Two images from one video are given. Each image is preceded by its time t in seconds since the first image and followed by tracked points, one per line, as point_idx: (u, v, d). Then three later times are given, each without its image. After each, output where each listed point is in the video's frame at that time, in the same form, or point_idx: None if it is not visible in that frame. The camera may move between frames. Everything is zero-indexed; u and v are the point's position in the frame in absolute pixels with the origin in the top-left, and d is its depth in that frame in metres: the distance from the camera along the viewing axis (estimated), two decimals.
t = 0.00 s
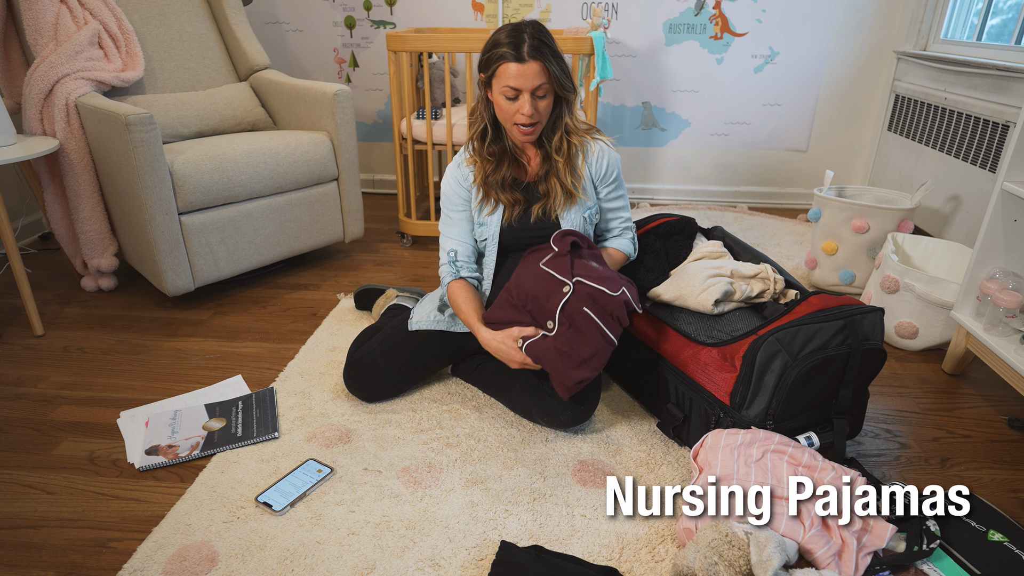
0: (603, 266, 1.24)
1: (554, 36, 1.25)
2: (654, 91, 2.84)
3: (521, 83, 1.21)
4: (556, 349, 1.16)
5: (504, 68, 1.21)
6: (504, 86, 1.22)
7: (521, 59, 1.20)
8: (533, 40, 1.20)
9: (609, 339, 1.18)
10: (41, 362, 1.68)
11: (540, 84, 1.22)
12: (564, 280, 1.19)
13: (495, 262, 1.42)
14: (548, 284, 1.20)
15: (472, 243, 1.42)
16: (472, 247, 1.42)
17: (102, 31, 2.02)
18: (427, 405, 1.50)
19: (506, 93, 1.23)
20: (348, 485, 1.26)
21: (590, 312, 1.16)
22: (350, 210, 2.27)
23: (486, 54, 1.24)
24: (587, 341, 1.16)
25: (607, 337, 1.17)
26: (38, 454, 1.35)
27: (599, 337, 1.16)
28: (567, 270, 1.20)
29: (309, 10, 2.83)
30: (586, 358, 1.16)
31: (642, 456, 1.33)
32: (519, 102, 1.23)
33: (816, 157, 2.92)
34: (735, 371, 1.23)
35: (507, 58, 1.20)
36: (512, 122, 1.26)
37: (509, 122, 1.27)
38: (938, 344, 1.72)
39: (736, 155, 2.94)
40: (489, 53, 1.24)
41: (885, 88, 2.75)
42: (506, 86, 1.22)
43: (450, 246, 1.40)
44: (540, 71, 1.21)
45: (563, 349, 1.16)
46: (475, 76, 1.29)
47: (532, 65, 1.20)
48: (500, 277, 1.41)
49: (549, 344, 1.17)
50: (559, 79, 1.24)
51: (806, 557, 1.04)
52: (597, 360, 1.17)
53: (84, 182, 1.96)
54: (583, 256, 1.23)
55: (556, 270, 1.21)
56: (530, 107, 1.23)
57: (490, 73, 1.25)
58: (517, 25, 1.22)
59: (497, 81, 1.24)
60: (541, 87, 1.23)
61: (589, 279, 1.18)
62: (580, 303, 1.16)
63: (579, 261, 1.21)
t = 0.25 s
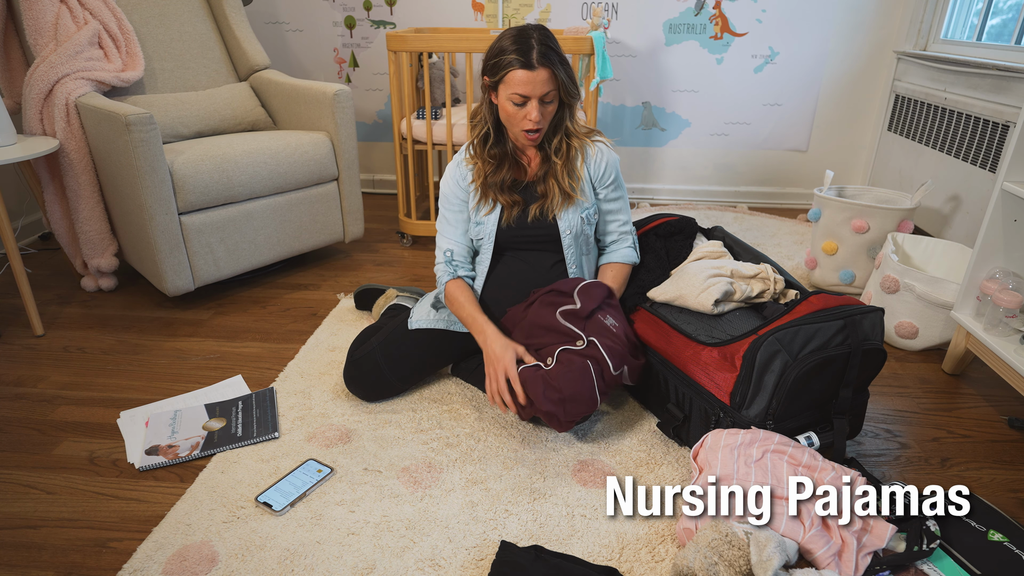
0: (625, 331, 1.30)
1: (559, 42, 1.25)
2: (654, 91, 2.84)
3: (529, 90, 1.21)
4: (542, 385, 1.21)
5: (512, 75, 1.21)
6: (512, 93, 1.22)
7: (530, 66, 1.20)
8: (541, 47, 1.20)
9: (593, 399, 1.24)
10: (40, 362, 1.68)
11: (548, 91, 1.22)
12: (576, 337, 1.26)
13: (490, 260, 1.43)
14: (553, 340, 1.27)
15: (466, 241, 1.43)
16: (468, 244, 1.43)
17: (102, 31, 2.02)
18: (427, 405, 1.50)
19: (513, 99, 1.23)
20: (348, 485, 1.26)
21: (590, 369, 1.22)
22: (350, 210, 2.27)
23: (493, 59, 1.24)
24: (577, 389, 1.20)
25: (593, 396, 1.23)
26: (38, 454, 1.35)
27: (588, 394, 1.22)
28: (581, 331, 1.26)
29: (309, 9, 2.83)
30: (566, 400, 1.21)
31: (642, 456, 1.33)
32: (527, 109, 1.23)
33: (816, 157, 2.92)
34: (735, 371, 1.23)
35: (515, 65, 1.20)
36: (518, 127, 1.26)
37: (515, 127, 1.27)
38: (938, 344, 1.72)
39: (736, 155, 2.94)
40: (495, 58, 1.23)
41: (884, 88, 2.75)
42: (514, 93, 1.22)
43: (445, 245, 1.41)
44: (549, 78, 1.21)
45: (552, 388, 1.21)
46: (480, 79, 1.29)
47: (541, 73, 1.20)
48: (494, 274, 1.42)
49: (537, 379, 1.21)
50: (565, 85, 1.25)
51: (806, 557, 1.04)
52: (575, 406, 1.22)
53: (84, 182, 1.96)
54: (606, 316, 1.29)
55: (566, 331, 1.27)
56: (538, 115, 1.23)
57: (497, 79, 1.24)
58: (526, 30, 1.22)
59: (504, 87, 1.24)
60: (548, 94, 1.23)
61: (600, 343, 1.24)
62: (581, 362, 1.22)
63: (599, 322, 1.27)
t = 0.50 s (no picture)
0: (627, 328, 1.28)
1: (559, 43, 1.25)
2: (654, 91, 2.84)
3: (531, 91, 1.21)
4: (538, 392, 1.23)
5: (514, 77, 1.21)
6: (513, 94, 1.22)
7: (532, 68, 1.20)
8: (543, 48, 1.20)
9: (590, 403, 1.23)
10: (40, 362, 1.68)
11: (549, 93, 1.22)
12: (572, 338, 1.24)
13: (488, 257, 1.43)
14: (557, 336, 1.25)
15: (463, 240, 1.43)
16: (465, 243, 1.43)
17: (102, 31, 2.02)
18: (427, 405, 1.50)
19: (515, 100, 1.23)
20: (348, 485, 1.26)
21: (582, 371, 1.21)
22: (350, 210, 2.27)
23: (494, 60, 1.24)
24: (569, 393, 1.21)
25: (588, 400, 1.22)
26: (38, 454, 1.35)
27: (581, 396, 1.21)
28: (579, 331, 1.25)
29: (309, 9, 2.83)
30: (560, 408, 1.22)
31: (642, 456, 1.33)
32: (528, 111, 1.23)
33: (816, 157, 2.92)
34: (735, 371, 1.23)
35: (517, 66, 1.20)
36: (519, 128, 1.26)
37: (515, 128, 1.27)
38: (938, 344, 1.72)
39: (736, 155, 2.94)
40: (496, 59, 1.23)
41: (884, 88, 2.75)
42: (516, 94, 1.22)
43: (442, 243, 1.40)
44: (550, 79, 1.21)
45: (546, 394, 1.22)
46: (481, 79, 1.28)
47: (543, 74, 1.20)
48: (491, 272, 1.42)
49: (535, 386, 1.24)
50: (566, 87, 1.25)
51: (806, 557, 1.04)
52: (571, 412, 1.22)
53: (84, 182, 1.96)
54: (607, 314, 1.28)
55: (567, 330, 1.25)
56: (540, 116, 1.23)
57: (498, 79, 1.24)
58: (527, 31, 1.21)
59: (506, 88, 1.23)
60: (550, 96, 1.23)
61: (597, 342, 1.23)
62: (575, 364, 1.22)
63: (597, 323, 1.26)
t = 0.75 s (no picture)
0: (632, 321, 1.25)
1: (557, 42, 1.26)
2: (653, 91, 2.84)
3: (528, 90, 1.21)
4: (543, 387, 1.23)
5: (511, 76, 1.21)
6: (511, 94, 1.22)
7: (529, 67, 1.20)
8: (540, 47, 1.20)
9: (598, 397, 1.22)
10: (40, 362, 1.68)
11: (547, 91, 1.22)
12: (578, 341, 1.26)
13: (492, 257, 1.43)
14: (561, 340, 1.27)
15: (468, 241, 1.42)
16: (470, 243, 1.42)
17: (102, 31, 2.02)
18: (427, 405, 1.50)
19: (513, 100, 1.23)
20: (348, 485, 1.26)
21: (589, 367, 1.22)
22: (350, 210, 2.27)
23: (493, 60, 1.24)
24: (575, 387, 1.21)
25: (595, 394, 1.22)
26: (38, 454, 1.35)
27: (589, 391, 1.21)
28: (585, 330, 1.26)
29: (309, 10, 2.83)
30: (567, 399, 1.21)
31: (642, 456, 1.33)
32: (527, 110, 1.23)
33: (816, 157, 2.92)
34: (735, 371, 1.23)
35: (515, 65, 1.20)
36: (518, 128, 1.26)
37: (515, 128, 1.27)
38: (938, 344, 1.72)
39: (736, 155, 2.94)
40: (495, 60, 1.23)
41: (884, 88, 2.75)
42: (514, 94, 1.22)
43: (446, 244, 1.40)
44: (548, 78, 1.21)
45: (552, 388, 1.22)
46: (480, 81, 1.29)
47: (541, 72, 1.20)
48: (495, 273, 1.42)
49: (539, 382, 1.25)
50: (565, 86, 1.25)
51: (806, 557, 1.04)
52: (579, 405, 1.22)
53: (84, 182, 1.96)
54: (610, 309, 1.27)
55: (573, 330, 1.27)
56: (539, 115, 1.23)
57: (497, 80, 1.24)
58: (524, 31, 1.22)
59: (504, 89, 1.24)
60: (548, 94, 1.23)
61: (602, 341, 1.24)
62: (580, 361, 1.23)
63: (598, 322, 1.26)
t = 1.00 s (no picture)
0: (622, 317, 1.24)
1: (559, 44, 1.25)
2: (653, 91, 2.84)
3: (530, 93, 1.21)
4: (541, 389, 1.24)
5: (512, 78, 1.21)
6: (512, 96, 1.22)
7: (530, 70, 1.19)
8: (541, 50, 1.20)
9: (594, 399, 1.24)
10: (40, 362, 1.68)
11: (548, 94, 1.22)
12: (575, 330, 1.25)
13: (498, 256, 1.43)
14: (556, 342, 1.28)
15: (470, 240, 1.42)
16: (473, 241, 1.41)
17: (102, 31, 2.02)
18: (427, 405, 1.50)
19: (514, 103, 1.23)
20: (348, 485, 1.26)
21: (584, 369, 1.22)
22: (350, 210, 2.27)
23: (494, 62, 1.24)
24: (571, 391, 1.22)
25: (591, 395, 1.23)
26: (38, 454, 1.35)
27: (585, 394, 1.23)
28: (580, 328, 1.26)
29: (310, 10, 2.83)
30: (563, 405, 1.23)
31: (642, 456, 1.33)
32: (528, 113, 1.23)
33: (816, 157, 2.92)
34: (735, 371, 1.23)
35: (516, 68, 1.20)
36: (519, 131, 1.26)
37: (516, 131, 1.27)
38: (938, 344, 1.72)
39: (736, 155, 2.94)
40: (496, 63, 1.23)
41: (884, 88, 2.75)
42: (515, 96, 1.22)
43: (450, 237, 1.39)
44: (549, 81, 1.21)
45: (549, 391, 1.23)
46: (481, 83, 1.29)
47: (542, 76, 1.20)
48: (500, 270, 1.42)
49: (536, 382, 1.25)
50: (566, 88, 1.25)
51: (806, 557, 1.04)
52: (575, 409, 1.23)
53: (84, 182, 1.96)
54: (600, 304, 1.26)
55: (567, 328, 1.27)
56: (540, 118, 1.23)
57: (498, 83, 1.24)
58: (525, 34, 1.21)
59: (505, 92, 1.23)
60: (549, 97, 1.23)
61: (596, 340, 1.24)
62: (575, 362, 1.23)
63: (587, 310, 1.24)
